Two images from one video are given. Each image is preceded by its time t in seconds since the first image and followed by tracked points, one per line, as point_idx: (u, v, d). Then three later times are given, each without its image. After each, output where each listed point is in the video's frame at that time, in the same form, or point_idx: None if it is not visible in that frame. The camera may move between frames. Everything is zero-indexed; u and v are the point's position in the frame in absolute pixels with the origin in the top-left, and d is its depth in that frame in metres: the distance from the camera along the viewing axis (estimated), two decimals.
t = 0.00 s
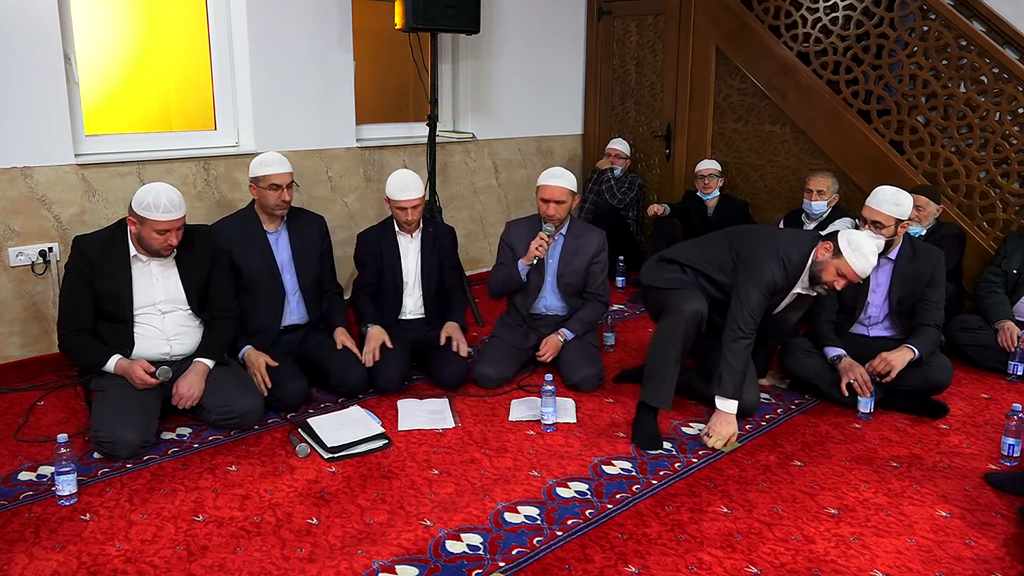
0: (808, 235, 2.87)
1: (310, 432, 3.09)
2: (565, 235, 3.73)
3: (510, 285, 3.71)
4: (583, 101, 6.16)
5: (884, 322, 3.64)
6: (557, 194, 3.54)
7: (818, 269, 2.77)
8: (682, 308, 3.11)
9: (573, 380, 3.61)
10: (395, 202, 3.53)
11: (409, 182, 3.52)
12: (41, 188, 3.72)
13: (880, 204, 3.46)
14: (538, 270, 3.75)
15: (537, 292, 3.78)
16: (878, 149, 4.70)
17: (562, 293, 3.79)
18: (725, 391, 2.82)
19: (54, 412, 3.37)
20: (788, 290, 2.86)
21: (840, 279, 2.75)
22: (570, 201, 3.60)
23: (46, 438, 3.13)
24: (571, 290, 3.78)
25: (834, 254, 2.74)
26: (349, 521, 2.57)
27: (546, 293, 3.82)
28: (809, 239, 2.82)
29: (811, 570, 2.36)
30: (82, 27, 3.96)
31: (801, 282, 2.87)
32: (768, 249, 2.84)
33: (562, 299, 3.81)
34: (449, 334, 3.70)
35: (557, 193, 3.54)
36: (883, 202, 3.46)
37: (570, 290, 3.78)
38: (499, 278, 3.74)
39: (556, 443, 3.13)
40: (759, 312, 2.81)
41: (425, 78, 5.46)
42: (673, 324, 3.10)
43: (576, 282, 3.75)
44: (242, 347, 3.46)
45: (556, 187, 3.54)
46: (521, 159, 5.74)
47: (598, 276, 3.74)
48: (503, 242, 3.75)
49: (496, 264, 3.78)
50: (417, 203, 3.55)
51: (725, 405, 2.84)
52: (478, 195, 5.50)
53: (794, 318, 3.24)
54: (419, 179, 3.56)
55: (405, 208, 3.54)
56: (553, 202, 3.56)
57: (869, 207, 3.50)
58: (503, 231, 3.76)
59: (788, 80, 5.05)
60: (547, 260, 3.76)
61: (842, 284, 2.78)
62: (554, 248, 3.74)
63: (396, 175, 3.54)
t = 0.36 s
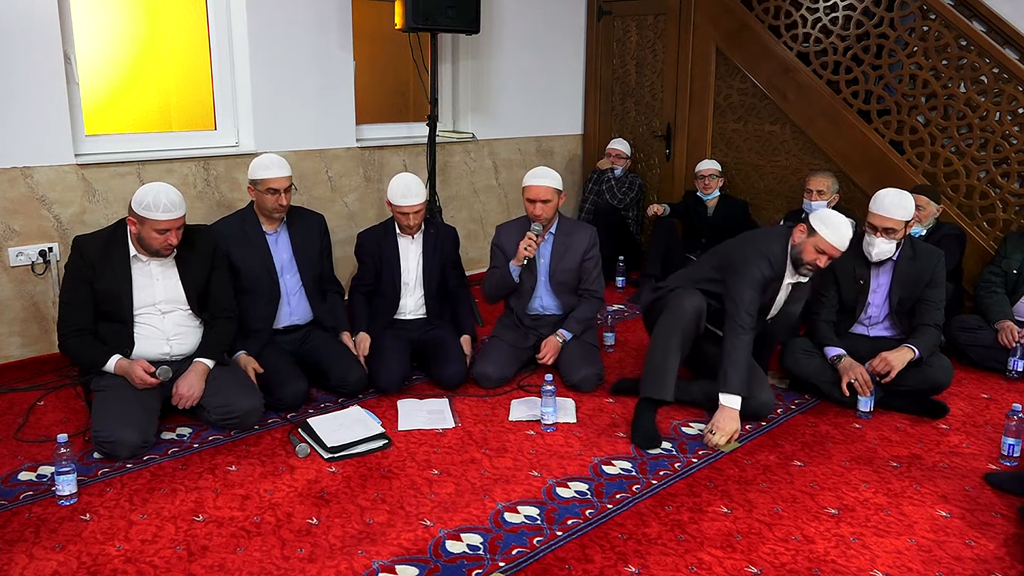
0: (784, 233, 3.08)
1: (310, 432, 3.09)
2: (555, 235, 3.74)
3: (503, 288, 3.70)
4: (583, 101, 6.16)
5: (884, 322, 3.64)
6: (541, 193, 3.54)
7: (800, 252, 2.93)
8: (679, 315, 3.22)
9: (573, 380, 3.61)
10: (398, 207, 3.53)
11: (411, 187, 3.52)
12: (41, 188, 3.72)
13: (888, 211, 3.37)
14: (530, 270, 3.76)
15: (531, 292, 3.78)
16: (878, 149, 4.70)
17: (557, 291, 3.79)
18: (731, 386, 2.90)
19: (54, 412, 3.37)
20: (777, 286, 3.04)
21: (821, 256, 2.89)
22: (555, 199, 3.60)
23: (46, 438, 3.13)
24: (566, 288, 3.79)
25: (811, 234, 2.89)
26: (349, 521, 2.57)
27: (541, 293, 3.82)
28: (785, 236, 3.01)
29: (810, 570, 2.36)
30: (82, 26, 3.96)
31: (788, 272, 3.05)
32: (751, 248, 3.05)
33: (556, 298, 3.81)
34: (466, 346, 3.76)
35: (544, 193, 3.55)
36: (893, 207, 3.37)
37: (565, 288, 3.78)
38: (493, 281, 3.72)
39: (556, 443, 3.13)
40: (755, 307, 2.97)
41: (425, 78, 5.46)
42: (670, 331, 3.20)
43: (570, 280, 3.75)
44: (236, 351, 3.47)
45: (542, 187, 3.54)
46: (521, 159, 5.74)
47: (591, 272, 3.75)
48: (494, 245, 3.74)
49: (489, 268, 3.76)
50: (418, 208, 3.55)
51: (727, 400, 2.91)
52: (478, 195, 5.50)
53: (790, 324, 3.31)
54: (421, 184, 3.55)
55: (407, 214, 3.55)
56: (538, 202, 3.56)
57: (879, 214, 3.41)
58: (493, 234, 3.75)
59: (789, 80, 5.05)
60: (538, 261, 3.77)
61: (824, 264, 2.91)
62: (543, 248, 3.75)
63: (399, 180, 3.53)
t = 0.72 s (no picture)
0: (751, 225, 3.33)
1: (310, 432, 3.09)
2: (552, 234, 3.74)
3: (502, 288, 3.70)
4: (583, 101, 6.16)
5: (884, 323, 3.63)
6: (538, 193, 3.54)
7: (762, 237, 3.18)
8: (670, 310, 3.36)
9: (573, 380, 3.60)
10: (401, 205, 3.53)
11: (415, 187, 3.53)
12: (41, 188, 3.72)
13: (892, 215, 3.38)
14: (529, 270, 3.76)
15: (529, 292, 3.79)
16: (878, 149, 4.70)
17: (554, 291, 3.79)
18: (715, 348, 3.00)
19: (54, 412, 3.37)
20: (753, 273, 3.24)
21: (781, 237, 3.12)
22: (551, 199, 3.60)
23: (46, 438, 3.13)
24: (564, 288, 3.79)
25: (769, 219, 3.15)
26: (349, 520, 2.57)
27: (539, 293, 3.82)
28: (745, 225, 3.27)
29: (811, 570, 2.36)
30: (81, 27, 3.96)
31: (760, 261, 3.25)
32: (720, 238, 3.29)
33: (555, 298, 3.81)
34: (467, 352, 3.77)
35: (539, 193, 3.54)
36: (895, 210, 3.38)
37: (563, 288, 3.78)
38: (491, 282, 3.72)
39: (556, 443, 3.13)
40: (731, 284, 3.16)
41: (425, 78, 5.45)
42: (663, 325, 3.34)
43: (568, 279, 3.75)
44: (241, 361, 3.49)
45: (538, 187, 3.54)
46: (522, 159, 5.74)
47: (589, 272, 3.76)
48: (492, 246, 3.74)
49: (487, 268, 3.76)
50: (422, 207, 3.55)
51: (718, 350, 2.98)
52: (478, 194, 5.49)
53: (780, 311, 3.38)
54: (425, 184, 3.56)
55: (410, 212, 3.55)
56: (535, 202, 3.55)
57: (882, 218, 3.41)
58: (491, 235, 3.75)
59: (788, 80, 5.05)
60: (536, 261, 3.77)
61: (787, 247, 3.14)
62: (541, 248, 3.75)
63: (402, 179, 3.54)
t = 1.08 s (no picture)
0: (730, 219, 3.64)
1: (310, 432, 3.09)
2: (558, 234, 3.73)
3: (506, 287, 3.70)
4: (583, 101, 6.16)
5: (884, 323, 3.63)
6: (546, 192, 3.54)
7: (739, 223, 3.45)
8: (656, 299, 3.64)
9: (573, 380, 3.60)
10: (409, 202, 3.53)
11: (425, 186, 3.53)
12: (41, 188, 3.72)
13: (890, 213, 3.38)
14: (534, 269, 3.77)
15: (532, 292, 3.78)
16: (879, 149, 4.70)
17: (557, 292, 3.79)
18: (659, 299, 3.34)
19: (54, 412, 3.37)
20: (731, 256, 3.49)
21: (757, 221, 3.35)
22: (560, 199, 3.60)
23: (46, 438, 3.13)
24: (567, 288, 3.78)
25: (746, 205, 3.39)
26: (349, 521, 2.57)
27: (542, 293, 3.82)
28: (725, 217, 3.56)
29: (811, 570, 2.36)
30: (81, 27, 3.96)
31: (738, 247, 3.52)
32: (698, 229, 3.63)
33: (557, 298, 3.81)
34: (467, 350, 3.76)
35: (547, 192, 3.55)
36: (893, 208, 3.38)
37: (566, 289, 3.78)
38: (495, 280, 3.73)
39: (556, 443, 3.13)
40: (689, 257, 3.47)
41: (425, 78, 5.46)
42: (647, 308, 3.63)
43: (571, 280, 3.75)
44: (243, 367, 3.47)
45: (546, 186, 3.54)
46: (522, 159, 5.74)
47: (593, 273, 3.76)
48: (497, 243, 3.75)
49: (491, 266, 3.76)
50: (430, 205, 3.55)
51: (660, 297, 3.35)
52: (478, 194, 5.49)
53: (764, 296, 3.51)
54: (436, 183, 3.56)
55: (417, 209, 3.54)
56: (543, 200, 3.56)
57: (879, 217, 3.41)
58: (497, 232, 3.76)
59: (788, 80, 5.05)
60: (542, 260, 3.76)
61: (762, 233, 3.38)
62: (547, 248, 3.75)
63: (413, 175, 3.54)
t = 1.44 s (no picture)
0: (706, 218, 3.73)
1: (310, 432, 3.09)
2: (561, 234, 3.73)
3: (507, 286, 3.70)
4: (583, 101, 6.16)
5: (884, 323, 3.63)
6: (551, 192, 3.54)
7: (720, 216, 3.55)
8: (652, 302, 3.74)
9: (573, 380, 3.60)
10: (411, 202, 3.53)
11: (427, 185, 3.53)
12: (41, 188, 3.72)
13: (888, 212, 3.39)
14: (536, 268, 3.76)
15: (534, 292, 3.78)
16: (879, 149, 4.70)
17: (559, 292, 3.79)
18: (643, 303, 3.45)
19: (54, 412, 3.37)
20: (713, 248, 3.59)
21: (733, 213, 3.48)
22: (565, 199, 3.60)
23: (46, 438, 3.13)
24: (568, 289, 3.78)
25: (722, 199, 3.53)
26: (349, 520, 2.57)
27: (543, 293, 3.82)
28: (700, 218, 3.67)
29: (811, 570, 2.36)
30: (81, 27, 3.96)
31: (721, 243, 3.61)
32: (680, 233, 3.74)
33: (559, 299, 3.81)
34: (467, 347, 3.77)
35: (553, 192, 3.54)
36: (892, 208, 3.39)
37: (567, 289, 3.78)
38: (495, 279, 3.74)
39: (556, 443, 3.13)
40: (669, 259, 3.58)
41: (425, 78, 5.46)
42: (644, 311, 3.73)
43: (573, 281, 3.75)
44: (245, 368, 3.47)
45: (551, 186, 3.54)
46: (522, 158, 5.74)
47: (595, 275, 3.76)
48: (500, 242, 3.75)
49: (492, 265, 3.78)
50: (431, 205, 3.54)
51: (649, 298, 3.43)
52: (478, 194, 5.49)
53: (751, 287, 3.61)
54: (437, 182, 3.56)
55: (418, 209, 3.54)
56: (548, 200, 3.55)
57: (878, 216, 3.42)
58: (500, 231, 3.76)
59: (788, 80, 5.05)
60: (545, 259, 3.76)
61: (743, 223, 3.50)
62: (550, 248, 3.75)
63: (414, 175, 3.54)
